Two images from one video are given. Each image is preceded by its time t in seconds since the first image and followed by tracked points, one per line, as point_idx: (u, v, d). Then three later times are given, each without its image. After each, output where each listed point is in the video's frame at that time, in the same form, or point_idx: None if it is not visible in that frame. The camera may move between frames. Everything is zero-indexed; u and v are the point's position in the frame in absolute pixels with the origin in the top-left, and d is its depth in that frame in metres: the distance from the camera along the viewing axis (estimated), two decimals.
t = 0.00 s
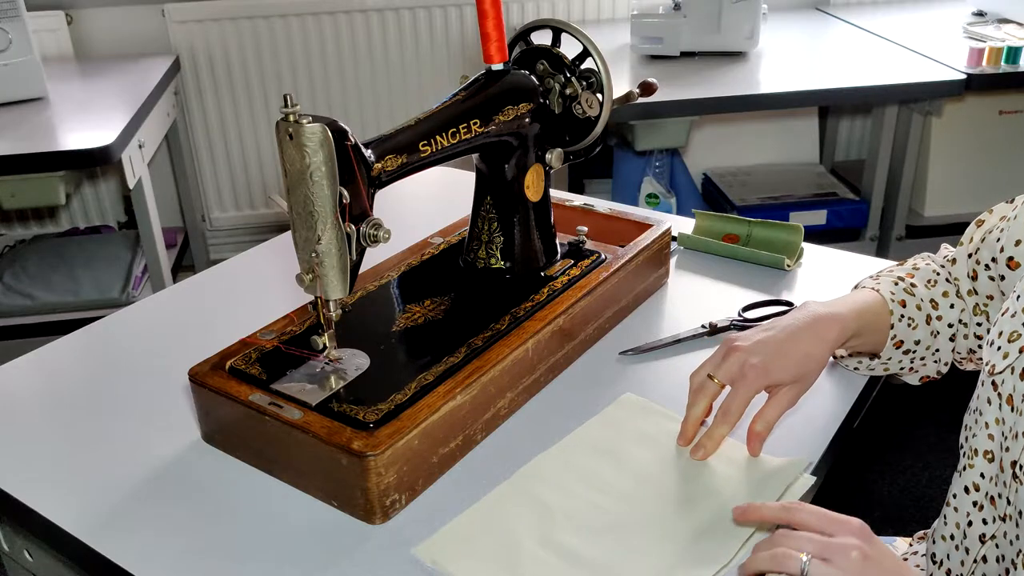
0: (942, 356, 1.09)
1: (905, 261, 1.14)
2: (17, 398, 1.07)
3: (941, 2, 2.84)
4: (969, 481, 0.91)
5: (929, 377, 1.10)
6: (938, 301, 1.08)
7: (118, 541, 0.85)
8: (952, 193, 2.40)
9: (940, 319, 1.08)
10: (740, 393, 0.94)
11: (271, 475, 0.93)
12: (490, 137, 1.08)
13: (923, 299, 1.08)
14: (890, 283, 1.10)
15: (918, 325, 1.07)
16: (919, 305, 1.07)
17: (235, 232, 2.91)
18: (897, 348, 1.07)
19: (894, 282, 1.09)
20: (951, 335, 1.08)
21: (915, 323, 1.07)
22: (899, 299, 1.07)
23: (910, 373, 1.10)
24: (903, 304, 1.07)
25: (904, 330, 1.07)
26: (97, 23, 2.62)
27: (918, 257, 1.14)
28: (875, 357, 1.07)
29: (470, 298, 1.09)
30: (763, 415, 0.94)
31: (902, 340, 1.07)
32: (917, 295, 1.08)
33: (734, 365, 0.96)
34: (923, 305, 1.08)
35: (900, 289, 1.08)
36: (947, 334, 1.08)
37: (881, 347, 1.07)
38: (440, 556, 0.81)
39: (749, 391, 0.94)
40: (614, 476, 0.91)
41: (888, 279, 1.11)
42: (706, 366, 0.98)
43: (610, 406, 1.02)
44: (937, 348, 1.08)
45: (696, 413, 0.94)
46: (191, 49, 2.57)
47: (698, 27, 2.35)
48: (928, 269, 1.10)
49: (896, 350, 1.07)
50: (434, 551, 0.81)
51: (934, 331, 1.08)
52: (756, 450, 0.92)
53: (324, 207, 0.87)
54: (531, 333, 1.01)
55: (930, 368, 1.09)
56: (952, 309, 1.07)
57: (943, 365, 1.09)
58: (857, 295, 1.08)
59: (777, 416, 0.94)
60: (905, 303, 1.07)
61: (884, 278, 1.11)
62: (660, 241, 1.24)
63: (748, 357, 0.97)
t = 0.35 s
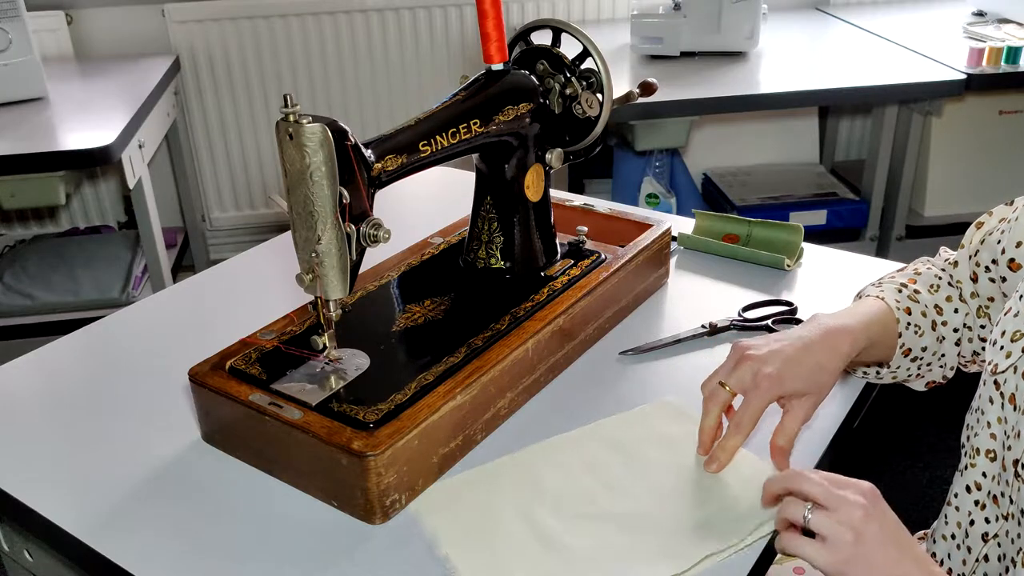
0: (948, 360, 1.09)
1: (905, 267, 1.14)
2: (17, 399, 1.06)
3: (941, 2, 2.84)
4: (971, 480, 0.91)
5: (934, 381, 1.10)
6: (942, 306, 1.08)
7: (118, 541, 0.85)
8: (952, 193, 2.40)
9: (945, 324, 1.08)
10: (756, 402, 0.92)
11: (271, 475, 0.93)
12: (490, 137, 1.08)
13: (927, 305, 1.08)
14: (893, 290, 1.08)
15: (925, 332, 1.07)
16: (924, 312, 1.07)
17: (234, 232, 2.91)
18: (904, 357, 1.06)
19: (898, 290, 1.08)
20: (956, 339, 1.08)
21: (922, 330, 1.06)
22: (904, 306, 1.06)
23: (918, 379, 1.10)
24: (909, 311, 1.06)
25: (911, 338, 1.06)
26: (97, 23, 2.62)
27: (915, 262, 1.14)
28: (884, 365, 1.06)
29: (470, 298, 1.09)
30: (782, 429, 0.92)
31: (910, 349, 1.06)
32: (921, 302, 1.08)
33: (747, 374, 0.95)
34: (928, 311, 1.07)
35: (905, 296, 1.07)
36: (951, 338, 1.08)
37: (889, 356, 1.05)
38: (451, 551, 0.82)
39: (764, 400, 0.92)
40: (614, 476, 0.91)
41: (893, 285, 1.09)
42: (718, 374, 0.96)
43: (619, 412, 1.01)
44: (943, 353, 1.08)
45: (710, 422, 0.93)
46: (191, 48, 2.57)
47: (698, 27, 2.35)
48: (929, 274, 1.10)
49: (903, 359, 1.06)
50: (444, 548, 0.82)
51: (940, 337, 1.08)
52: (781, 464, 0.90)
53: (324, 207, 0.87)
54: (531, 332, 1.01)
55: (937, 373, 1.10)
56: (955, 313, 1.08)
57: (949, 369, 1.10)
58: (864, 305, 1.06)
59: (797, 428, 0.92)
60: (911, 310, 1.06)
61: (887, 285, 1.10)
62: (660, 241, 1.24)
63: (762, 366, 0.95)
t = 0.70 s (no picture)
0: (926, 355, 1.09)
1: (882, 263, 1.15)
2: (17, 399, 1.06)
3: (941, 2, 2.84)
4: (968, 474, 0.91)
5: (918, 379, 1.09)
6: (914, 301, 1.08)
7: (117, 541, 0.85)
8: (952, 193, 2.40)
9: (917, 317, 1.08)
10: (726, 381, 0.94)
11: (271, 475, 0.93)
12: (490, 136, 1.08)
13: (899, 299, 1.08)
14: (866, 284, 1.10)
15: (897, 326, 1.07)
16: (895, 306, 1.08)
17: (235, 232, 2.91)
18: (881, 350, 1.06)
19: (870, 283, 1.09)
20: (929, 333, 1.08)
21: (893, 323, 1.07)
22: (875, 299, 1.08)
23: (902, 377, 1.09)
24: (880, 304, 1.07)
25: (884, 330, 1.06)
26: (97, 23, 2.62)
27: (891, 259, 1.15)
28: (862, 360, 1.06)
29: (470, 298, 1.09)
30: (751, 411, 0.94)
31: (884, 341, 1.06)
32: (894, 296, 1.08)
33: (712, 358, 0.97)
34: (900, 305, 1.08)
35: (876, 289, 1.08)
36: (926, 334, 1.08)
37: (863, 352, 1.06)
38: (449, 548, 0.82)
39: (732, 378, 0.94)
40: (614, 477, 0.91)
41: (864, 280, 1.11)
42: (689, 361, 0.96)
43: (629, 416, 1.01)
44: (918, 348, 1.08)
45: (689, 409, 0.92)
46: (191, 48, 2.57)
47: (698, 27, 2.35)
48: (903, 269, 1.11)
49: (881, 353, 1.06)
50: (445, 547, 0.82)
51: (913, 331, 1.08)
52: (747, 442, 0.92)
53: (324, 207, 0.87)
54: (531, 332, 1.01)
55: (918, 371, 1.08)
56: (928, 307, 1.08)
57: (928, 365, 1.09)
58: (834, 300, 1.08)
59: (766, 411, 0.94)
60: (882, 303, 1.08)
61: (861, 280, 1.11)
62: (660, 241, 1.24)
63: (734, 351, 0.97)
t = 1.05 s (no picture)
0: (884, 344, 1.09)
1: (853, 255, 1.16)
2: (17, 399, 1.06)
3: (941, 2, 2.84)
4: (968, 473, 0.91)
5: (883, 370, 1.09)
6: (868, 288, 1.09)
7: (117, 541, 0.85)
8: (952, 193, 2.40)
9: (871, 305, 1.09)
10: (657, 366, 0.99)
11: (271, 475, 0.93)
12: (490, 136, 1.08)
13: (853, 286, 1.10)
14: (820, 271, 1.12)
15: (847, 312, 1.09)
16: (848, 292, 1.10)
17: (235, 232, 2.91)
18: (830, 335, 1.09)
19: (825, 271, 1.12)
20: (886, 321, 1.09)
21: (844, 309, 1.09)
22: (825, 286, 1.10)
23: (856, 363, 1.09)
24: (830, 291, 1.10)
25: (833, 316, 1.09)
26: (97, 23, 2.62)
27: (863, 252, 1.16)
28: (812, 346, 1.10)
29: (470, 298, 1.09)
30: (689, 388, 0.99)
31: (833, 325, 1.09)
32: (848, 283, 1.10)
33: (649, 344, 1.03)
34: (853, 292, 1.10)
35: (828, 276, 1.11)
36: (881, 321, 1.09)
37: (814, 337, 1.10)
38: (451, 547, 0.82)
39: (663, 362, 0.99)
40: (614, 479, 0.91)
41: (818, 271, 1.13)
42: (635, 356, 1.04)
43: (627, 420, 1.01)
44: (876, 335, 1.09)
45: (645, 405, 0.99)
46: (191, 49, 2.57)
47: (698, 27, 2.35)
48: (866, 259, 1.12)
49: (831, 337, 1.09)
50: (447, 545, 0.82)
51: (868, 318, 1.09)
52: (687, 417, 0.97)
53: (324, 207, 0.87)
54: (531, 332, 1.01)
55: (877, 359, 1.09)
56: (884, 295, 1.09)
57: (888, 355, 1.09)
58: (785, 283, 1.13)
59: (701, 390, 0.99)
60: (833, 289, 1.10)
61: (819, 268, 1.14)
62: (660, 242, 1.24)
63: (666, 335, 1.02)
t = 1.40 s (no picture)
0: (887, 347, 1.09)
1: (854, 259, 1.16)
2: (17, 399, 1.06)
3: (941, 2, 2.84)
4: (973, 474, 0.91)
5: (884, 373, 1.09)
6: (870, 290, 1.10)
7: (118, 541, 0.85)
8: (952, 193, 2.39)
9: (873, 307, 1.09)
10: (647, 361, 1.00)
11: (270, 475, 0.93)
12: (490, 136, 1.08)
13: (855, 289, 1.10)
14: (822, 275, 1.13)
15: (849, 315, 1.09)
16: (849, 296, 1.10)
17: (235, 232, 2.91)
18: (831, 339, 1.09)
19: (826, 274, 1.12)
20: (888, 325, 1.09)
21: (845, 313, 1.09)
22: (827, 290, 1.10)
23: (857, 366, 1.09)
24: (831, 295, 1.10)
25: (834, 320, 1.09)
26: (97, 23, 2.62)
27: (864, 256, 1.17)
28: (813, 350, 1.09)
29: (470, 298, 1.09)
30: (691, 391, 0.97)
31: (835, 330, 1.09)
32: (849, 286, 1.10)
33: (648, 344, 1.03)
34: (854, 295, 1.10)
35: (829, 280, 1.11)
36: (883, 324, 1.09)
37: (816, 339, 1.09)
38: (454, 546, 0.82)
39: (654, 359, 1.00)
40: (615, 480, 0.90)
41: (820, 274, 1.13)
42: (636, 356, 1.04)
43: (627, 420, 1.00)
44: (877, 339, 1.09)
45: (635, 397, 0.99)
46: (191, 49, 2.57)
47: (697, 27, 2.35)
48: (866, 262, 1.12)
49: (832, 341, 1.09)
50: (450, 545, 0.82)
51: (869, 321, 1.09)
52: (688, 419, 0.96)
53: (324, 207, 0.87)
54: (531, 332, 1.01)
55: (878, 362, 1.09)
56: (885, 298, 1.09)
57: (889, 358, 1.09)
58: (785, 287, 1.12)
59: (704, 392, 0.98)
60: (834, 293, 1.10)
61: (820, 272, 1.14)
62: (660, 242, 1.24)
63: (665, 334, 1.02)
